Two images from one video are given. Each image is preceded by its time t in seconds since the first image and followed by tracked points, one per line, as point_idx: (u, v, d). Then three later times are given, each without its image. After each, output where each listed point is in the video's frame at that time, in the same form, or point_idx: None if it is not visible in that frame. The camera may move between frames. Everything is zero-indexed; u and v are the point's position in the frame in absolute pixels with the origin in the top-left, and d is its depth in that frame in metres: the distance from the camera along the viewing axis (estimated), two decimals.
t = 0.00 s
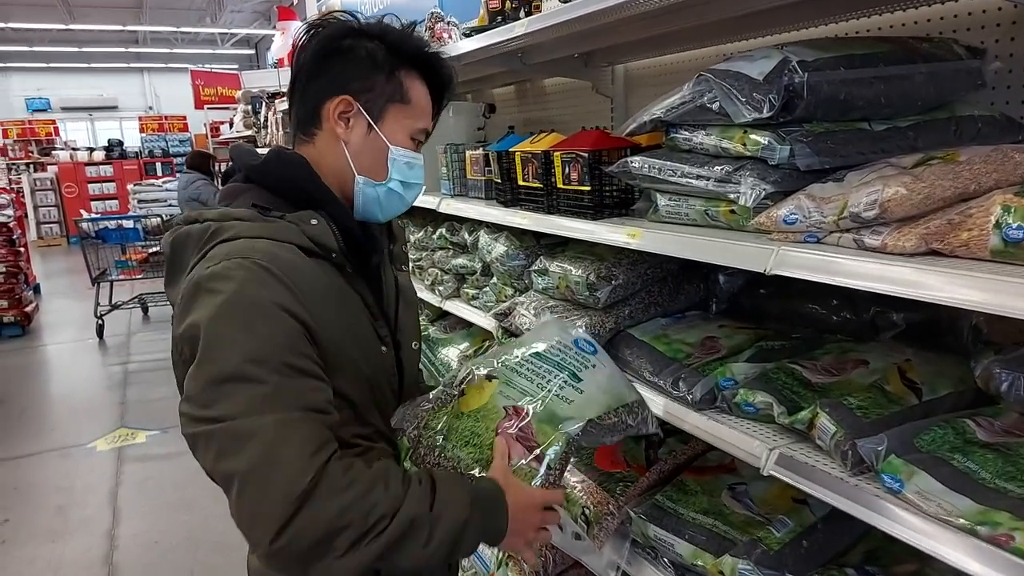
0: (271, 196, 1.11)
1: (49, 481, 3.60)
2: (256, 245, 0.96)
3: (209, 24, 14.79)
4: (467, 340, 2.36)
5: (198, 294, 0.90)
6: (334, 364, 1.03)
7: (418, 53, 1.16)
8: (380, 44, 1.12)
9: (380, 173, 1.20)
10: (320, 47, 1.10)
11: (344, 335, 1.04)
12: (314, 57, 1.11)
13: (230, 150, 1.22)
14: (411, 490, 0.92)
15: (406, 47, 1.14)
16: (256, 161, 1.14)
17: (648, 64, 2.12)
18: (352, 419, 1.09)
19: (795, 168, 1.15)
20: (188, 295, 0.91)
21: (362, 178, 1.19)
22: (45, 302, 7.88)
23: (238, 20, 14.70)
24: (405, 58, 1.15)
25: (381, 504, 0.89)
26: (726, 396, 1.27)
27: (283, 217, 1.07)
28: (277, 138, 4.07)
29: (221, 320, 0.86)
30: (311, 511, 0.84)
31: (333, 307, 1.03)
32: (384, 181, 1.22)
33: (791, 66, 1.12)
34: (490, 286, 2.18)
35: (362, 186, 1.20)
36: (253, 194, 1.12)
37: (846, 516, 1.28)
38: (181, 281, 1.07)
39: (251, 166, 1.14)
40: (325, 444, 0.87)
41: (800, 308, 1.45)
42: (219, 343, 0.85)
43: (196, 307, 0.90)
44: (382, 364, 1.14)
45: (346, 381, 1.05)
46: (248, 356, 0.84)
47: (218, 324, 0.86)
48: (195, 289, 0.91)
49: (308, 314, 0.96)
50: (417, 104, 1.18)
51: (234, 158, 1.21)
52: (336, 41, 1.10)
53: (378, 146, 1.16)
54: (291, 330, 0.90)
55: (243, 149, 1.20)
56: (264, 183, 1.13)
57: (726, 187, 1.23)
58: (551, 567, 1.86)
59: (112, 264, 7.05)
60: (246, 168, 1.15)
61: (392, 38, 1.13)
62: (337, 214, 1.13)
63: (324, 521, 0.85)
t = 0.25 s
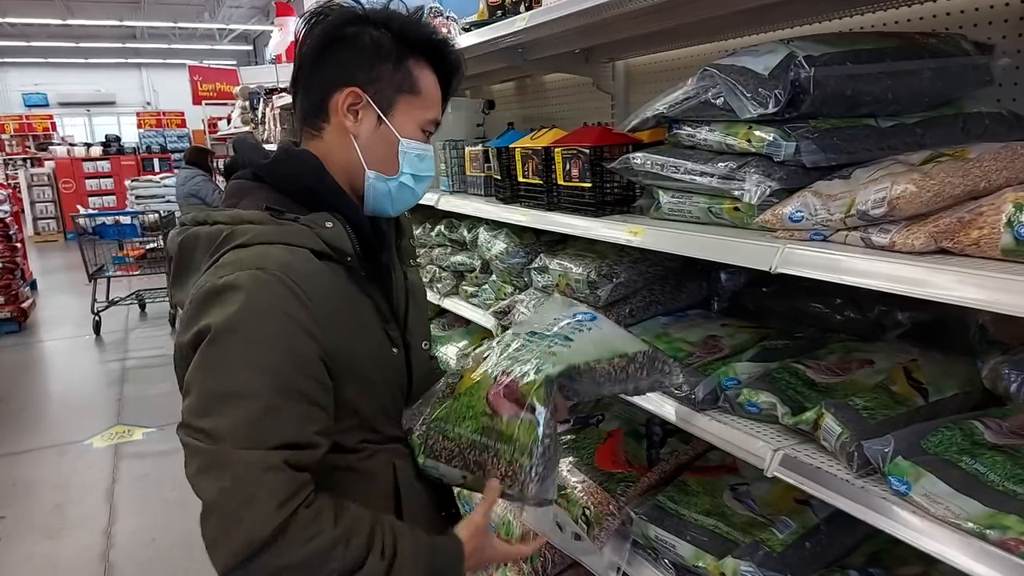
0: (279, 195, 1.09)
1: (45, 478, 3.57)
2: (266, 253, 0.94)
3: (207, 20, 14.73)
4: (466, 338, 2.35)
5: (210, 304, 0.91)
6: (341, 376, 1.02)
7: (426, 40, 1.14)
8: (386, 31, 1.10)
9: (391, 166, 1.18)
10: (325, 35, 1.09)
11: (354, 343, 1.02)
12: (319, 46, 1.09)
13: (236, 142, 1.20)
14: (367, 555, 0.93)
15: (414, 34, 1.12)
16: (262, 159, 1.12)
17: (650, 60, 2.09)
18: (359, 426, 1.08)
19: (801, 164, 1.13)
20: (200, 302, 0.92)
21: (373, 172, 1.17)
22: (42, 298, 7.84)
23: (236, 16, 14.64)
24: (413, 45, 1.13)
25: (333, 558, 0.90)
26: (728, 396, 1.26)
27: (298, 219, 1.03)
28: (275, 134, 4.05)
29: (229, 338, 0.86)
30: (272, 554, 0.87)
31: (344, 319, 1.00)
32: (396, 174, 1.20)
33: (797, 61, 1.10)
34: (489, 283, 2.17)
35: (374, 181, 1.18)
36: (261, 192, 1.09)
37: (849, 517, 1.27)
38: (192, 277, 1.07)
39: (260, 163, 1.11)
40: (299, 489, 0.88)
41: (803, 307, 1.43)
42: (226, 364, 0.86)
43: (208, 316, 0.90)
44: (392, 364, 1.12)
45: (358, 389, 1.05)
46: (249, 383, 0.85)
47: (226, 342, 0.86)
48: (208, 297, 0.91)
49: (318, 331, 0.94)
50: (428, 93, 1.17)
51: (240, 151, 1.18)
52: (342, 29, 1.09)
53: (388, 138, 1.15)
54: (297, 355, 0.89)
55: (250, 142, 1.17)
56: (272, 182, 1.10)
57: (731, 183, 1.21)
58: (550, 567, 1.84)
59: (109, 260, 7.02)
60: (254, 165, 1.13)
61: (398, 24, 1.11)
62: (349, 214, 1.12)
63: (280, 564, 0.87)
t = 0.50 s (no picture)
0: (296, 202, 1.10)
1: (43, 480, 3.54)
2: (279, 269, 0.97)
3: (208, 22, 14.72)
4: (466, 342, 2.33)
5: (228, 320, 0.94)
6: (360, 377, 1.06)
7: (446, 35, 1.12)
8: (407, 27, 1.08)
9: (416, 167, 1.17)
10: (346, 35, 1.06)
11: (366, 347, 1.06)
12: (341, 46, 1.07)
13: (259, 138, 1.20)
14: (423, 521, 1.02)
15: (435, 29, 1.10)
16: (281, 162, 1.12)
17: (653, 63, 2.08)
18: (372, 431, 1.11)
19: (809, 168, 1.11)
20: (219, 318, 0.95)
21: (398, 173, 1.16)
22: (41, 299, 7.81)
23: (237, 19, 14.65)
24: (434, 41, 1.11)
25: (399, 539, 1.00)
26: (733, 403, 1.24)
27: (312, 229, 1.05)
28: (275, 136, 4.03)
29: (250, 358, 0.91)
30: (346, 550, 0.96)
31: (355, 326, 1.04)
32: (421, 176, 1.20)
33: (806, 63, 1.08)
34: (490, 286, 2.15)
35: (399, 182, 1.17)
36: (279, 198, 1.10)
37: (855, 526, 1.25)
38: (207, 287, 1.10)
39: (277, 168, 1.12)
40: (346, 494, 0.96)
41: (807, 313, 1.41)
42: (250, 384, 0.91)
43: (227, 332, 0.94)
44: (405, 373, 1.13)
45: (373, 389, 1.09)
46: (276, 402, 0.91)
47: (248, 362, 0.91)
48: (225, 314, 0.95)
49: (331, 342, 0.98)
50: (450, 89, 1.15)
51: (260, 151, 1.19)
52: (363, 27, 1.06)
53: (414, 138, 1.14)
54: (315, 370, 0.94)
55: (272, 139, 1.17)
56: (291, 187, 1.11)
57: (737, 187, 1.19)
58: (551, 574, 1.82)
59: (108, 261, 7.00)
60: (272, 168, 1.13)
61: (417, 20, 1.09)
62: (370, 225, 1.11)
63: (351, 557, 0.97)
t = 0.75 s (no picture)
0: (312, 210, 1.09)
1: (29, 489, 3.49)
2: (310, 279, 0.96)
3: (199, 27, 14.66)
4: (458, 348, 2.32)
5: (263, 339, 0.94)
6: (401, 363, 1.08)
7: (457, 40, 1.10)
8: (420, 33, 1.06)
9: (428, 173, 1.19)
10: (362, 43, 1.03)
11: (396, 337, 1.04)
12: (357, 54, 1.03)
13: (259, 144, 1.16)
14: (510, 470, 1.01)
15: (447, 35, 1.08)
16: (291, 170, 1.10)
17: (645, 68, 2.07)
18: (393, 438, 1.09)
19: (803, 175, 1.10)
20: (254, 336, 0.95)
21: (411, 179, 1.17)
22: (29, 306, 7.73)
23: (228, 24, 14.62)
24: (446, 46, 1.10)
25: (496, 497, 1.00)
26: (729, 410, 1.21)
27: (332, 236, 1.04)
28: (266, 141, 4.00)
29: (297, 376, 0.92)
30: (454, 517, 0.97)
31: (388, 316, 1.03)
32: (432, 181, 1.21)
33: (800, 69, 1.08)
34: (482, 293, 2.13)
35: (412, 188, 1.18)
36: (293, 205, 1.09)
37: (850, 535, 1.23)
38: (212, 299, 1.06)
39: (288, 174, 1.10)
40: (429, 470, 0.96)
41: (802, 320, 1.40)
42: (301, 402, 0.92)
43: (264, 350, 0.94)
44: (418, 374, 1.11)
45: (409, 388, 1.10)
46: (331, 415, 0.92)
47: (294, 381, 0.92)
48: (260, 332, 0.94)
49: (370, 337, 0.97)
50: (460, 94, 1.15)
51: (264, 156, 1.16)
52: (378, 34, 1.03)
53: (427, 146, 1.14)
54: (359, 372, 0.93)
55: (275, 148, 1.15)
56: (303, 195, 1.10)
57: (731, 194, 1.19)
58: None
59: (96, 267, 6.93)
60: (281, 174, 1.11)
61: (428, 25, 1.07)
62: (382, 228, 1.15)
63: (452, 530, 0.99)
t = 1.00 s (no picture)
0: (341, 214, 1.00)
1: (11, 496, 3.43)
2: (373, 279, 0.88)
3: (185, 29, 14.54)
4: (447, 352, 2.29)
5: (332, 348, 0.86)
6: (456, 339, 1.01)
7: (464, 52, 1.10)
8: (435, 45, 1.05)
9: (425, 180, 1.19)
10: (382, 50, 1.00)
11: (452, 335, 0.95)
12: (375, 61, 1.00)
13: (244, 148, 1.02)
14: (574, 405, 0.96)
15: (458, 47, 1.08)
16: (313, 172, 0.99)
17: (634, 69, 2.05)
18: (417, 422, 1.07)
19: (795, 176, 1.09)
20: (325, 347, 0.87)
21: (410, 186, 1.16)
22: (12, 309, 7.63)
23: (215, 26, 14.51)
24: (455, 58, 1.10)
25: (552, 443, 0.92)
26: (722, 414, 1.21)
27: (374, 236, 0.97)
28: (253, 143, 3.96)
29: (377, 381, 0.85)
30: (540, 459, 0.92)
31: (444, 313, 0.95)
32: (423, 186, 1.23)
33: (791, 69, 1.07)
34: (471, 296, 2.11)
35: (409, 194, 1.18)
36: (316, 210, 0.98)
37: (842, 540, 1.22)
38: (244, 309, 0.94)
39: (305, 177, 0.99)
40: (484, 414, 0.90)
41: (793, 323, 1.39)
42: (390, 393, 0.85)
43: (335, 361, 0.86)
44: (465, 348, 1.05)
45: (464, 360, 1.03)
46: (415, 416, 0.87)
47: (385, 381, 0.85)
48: (328, 341, 0.87)
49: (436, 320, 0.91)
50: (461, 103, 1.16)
51: (256, 158, 1.02)
52: (396, 43, 1.01)
53: (431, 155, 1.14)
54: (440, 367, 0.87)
55: (268, 148, 1.01)
56: (327, 198, 1.00)
57: (721, 196, 1.17)
58: None
59: (81, 270, 6.85)
60: (295, 177, 0.99)
61: (440, 35, 1.06)
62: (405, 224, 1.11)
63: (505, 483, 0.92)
